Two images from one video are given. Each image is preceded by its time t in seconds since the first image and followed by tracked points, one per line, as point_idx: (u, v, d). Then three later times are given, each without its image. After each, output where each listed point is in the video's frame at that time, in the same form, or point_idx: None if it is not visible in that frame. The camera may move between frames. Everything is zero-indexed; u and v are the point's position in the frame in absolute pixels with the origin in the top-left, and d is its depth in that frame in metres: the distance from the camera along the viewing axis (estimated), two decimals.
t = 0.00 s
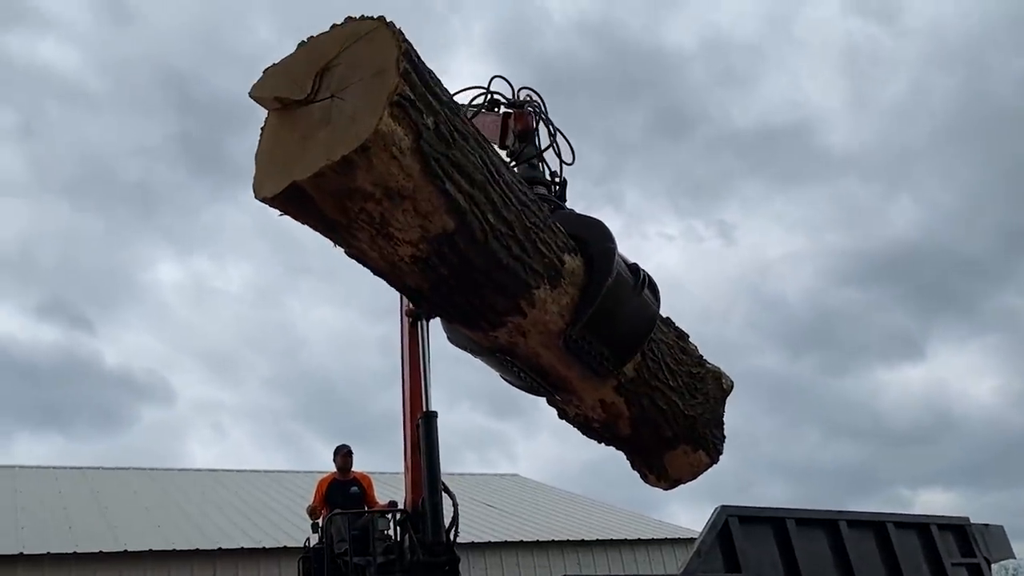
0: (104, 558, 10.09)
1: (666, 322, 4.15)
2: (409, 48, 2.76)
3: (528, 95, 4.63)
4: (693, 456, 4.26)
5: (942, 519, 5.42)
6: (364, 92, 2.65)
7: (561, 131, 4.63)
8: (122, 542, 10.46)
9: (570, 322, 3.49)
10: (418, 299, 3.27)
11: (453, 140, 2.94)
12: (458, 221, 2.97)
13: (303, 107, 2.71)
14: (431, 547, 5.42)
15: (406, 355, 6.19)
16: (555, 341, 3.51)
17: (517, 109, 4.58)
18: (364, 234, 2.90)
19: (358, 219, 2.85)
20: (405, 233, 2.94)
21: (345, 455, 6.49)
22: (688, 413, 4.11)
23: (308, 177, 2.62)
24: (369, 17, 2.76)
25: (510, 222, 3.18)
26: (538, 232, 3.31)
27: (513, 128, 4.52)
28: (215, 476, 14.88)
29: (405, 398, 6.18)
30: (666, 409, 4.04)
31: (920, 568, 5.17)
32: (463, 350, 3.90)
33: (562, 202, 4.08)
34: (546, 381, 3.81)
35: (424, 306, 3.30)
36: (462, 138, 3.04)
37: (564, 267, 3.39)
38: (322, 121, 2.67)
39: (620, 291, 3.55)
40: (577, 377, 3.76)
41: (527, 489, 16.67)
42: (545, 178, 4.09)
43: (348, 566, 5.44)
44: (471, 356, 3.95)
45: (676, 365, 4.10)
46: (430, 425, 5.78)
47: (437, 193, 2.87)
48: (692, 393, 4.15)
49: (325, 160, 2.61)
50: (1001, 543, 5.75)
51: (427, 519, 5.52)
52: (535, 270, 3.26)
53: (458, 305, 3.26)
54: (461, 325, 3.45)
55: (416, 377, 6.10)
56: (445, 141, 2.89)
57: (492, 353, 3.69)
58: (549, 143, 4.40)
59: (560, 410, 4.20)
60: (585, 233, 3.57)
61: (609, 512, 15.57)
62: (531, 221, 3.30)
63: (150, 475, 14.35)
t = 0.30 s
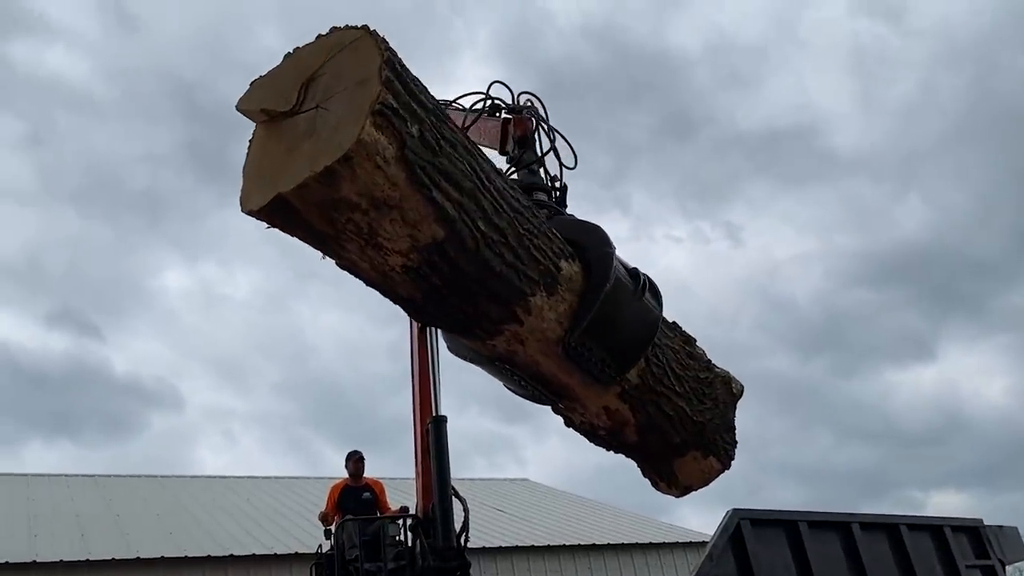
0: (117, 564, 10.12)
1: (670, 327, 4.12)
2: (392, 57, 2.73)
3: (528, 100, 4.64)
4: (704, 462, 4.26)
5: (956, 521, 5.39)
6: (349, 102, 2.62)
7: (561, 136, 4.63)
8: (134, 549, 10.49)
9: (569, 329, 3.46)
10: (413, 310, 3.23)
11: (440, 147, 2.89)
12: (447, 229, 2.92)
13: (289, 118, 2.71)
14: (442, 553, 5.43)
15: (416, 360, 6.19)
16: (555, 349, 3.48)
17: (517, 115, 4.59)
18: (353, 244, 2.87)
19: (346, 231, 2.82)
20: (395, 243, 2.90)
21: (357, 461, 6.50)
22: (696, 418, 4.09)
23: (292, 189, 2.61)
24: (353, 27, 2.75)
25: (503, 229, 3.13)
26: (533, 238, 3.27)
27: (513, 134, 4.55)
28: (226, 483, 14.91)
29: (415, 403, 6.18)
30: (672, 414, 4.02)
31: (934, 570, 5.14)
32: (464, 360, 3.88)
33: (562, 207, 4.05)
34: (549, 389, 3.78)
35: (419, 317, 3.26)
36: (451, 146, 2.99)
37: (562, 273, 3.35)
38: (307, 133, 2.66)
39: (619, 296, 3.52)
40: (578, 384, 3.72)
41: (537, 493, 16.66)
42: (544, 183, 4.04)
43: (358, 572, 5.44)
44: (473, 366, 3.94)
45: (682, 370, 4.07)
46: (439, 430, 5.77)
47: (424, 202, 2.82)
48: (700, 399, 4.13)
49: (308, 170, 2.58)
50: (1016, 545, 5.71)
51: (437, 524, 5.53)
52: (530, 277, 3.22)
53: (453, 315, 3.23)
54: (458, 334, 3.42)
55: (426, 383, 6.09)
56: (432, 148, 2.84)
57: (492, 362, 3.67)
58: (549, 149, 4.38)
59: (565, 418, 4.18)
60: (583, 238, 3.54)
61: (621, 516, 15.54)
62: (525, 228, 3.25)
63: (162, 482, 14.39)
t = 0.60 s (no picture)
0: (128, 565, 10.15)
1: (675, 330, 4.08)
2: (376, 61, 2.69)
3: (530, 101, 4.64)
4: (715, 466, 4.26)
5: (967, 519, 5.37)
6: (332, 108, 2.60)
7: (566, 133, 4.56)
8: (145, 549, 10.52)
9: (567, 333, 3.43)
10: (407, 318, 3.21)
11: (426, 152, 2.85)
12: (437, 234, 2.89)
13: (275, 125, 2.68)
14: (451, 552, 5.52)
15: (424, 359, 6.20)
16: (554, 354, 3.46)
17: (518, 115, 4.59)
18: (342, 252, 2.86)
19: (334, 238, 2.81)
20: (384, 249, 2.87)
21: (368, 461, 6.51)
22: (704, 422, 4.07)
23: (277, 197, 2.60)
24: (338, 32, 2.71)
25: (495, 233, 3.09)
26: (527, 242, 3.24)
27: (513, 136, 4.55)
28: (236, 484, 14.94)
29: (424, 402, 6.19)
30: (679, 418, 3.99)
31: (946, 569, 5.12)
32: (465, 366, 3.88)
33: (563, 209, 3.99)
34: (550, 393, 3.77)
35: (414, 324, 3.25)
36: (440, 151, 2.95)
37: (558, 277, 3.32)
38: (292, 140, 2.63)
39: (619, 299, 3.49)
40: (579, 389, 3.70)
41: (547, 493, 16.65)
42: (546, 185, 3.99)
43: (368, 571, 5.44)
44: (475, 371, 3.94)
45: (688, 373, 4.04)
46: (449, 429, 5.78)
47: (411, 207, 2.79)
48: (707, 402, 4.10)
49: (291, 178, 2.57)
50: None
51: (447, 524, 5.60)
52: (525, 281, 3.19)
53: (448, 321, 3.21)
54: (455, 340, 3.41)
55: (434, 382, 6.10)
56: (418, 152, 2.80)
57: (491, 368, 3.67)
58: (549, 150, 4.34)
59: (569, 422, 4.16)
60: (580, 240, 3.51)
61: (630, 516, 15.52)
62: (520, 232, 3.21)
63: (172, 483, 14.43)
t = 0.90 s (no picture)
0: (138, 561, 10.19)
1: (678, 333, 4.05)
2: (360, 69, 2.71)
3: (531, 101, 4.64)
4: (723, 471, 4.25)
5: (977, 516, 5.36)
6: (317, 119, 2.61)
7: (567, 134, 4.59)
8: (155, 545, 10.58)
9: (564, 339, 3.44)
10: (401, 327, 3.20)
11: (415, 160, 2.84)
12: (426, 242, 2.89)
13: (262, 135, 2.71)
14: (459, 548, 5.51)
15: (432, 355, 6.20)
16: (553, 361, 3.45)
17: (520, 115, 4.59)
18: (331, 262, 2.86)
19: (322, 248, 2.81)
20: (373, 259, 2.87)
21: (377, 458, 6.52)
22: (710, 426, 4.05)
23: (261, 208, 2.61)
24: (326, 40, 2.73)
25: (487, 240, 3.08)
26: (521, 249, 3.23)
27: (513, 136, 4.61)
28: (245, 480, 14.99)
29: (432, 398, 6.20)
30: (684, 423, 3.97)
31: (956, 566, 5.10)
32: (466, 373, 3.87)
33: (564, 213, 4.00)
34: (550, 401, 3.76)
35: (408, 333, 3.25)
36: (431, 159, 2.94)
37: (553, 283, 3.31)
38: (276, 151, 2.65)
39: (617, 305, 3.47)
40: (580, 395, 3.69)
41: (554, 489, 16.65)
42: (548, 187, 3.97)
43: (377, 567, 5.46)
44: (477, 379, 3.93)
45: (694, 378, 4.01)
46: (456, 426, 5.79)
47: (398, 216, 2.78)
48: (713, 406, 4.07)
49: (275, 189, 2.59)
50: None
51: (454, 520, 5.60)
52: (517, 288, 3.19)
53: (442, 330, 3.20)
54: (452, 348, 3.41)
55: (442, 378, 6.10)
56: (406, 161, 2.80)
57: (491, 375, 3.65)
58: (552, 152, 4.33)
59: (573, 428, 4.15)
60: (579, 245, 3.50)
61: (638, 512, 15.52)
62: (514, 238, 3.20)
63: (181, 479, 14.47)
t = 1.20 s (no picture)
0: (147, 555, 10.24)
1: (683, 334, 3.90)
2: (345, 74, 2.57)
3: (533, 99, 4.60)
4: (731, 471, 4.13)
5: (986, 512, 5.34)
6: (301, 126, 2.48)
7: (572, 131, 4.42)
8: (164, 539, 10.63)
9: (562, 345, 3.30)
10: (395, 335, 3.07)
11: (402, 166, 2.71)
12: (416, 250, 2.76)
13: (249, 144, 2.57)
14: (467, 543, 5.53)
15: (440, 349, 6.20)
16: (551, 367, 3.33)
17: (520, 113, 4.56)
18: (319, 271, 2.74)
19: (310, 258, 2.68)
20: (362, 267, 2.75)
21: (386, 453, 6.54)
22: (716, 428, 3.93)
23: (245, 220, 2.48)
24: (311, 44, 2.59)
25: (481, 247, 2.95)
26: (518, 254, 3.09)
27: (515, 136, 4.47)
28: (253, 475, 15.05)
29: (440, 391, 6.20)
30: (689, 426, 3.84)
31: (964, 562, 5.09)
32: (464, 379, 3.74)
33: (565, 213, 4.00)
34: (551, 407, 3.63)
35: (403, 342, 3.12)
36: (419, 164, 2.80)
37: (551, 287, 3.18)
38: (261, 160, 2.52)
39: (616, 310, 3.34)
40: (582, 401, 3.56)
41: (561, 485, 16.68)
42: (548, 188, 3.91)
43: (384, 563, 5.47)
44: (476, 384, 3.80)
45: (700, 379, 3.87)
46: (463, 420, 5.79)
47: (387, 224, 2.65)
48: (719, 408, 3.95)
49: (260, 201, 2.46)
50: None
51: (461, 515, 5.61)
52: (513, 294, 3.06)
53: (437, 340, 3.08)
54: (448, 355, 3.28)
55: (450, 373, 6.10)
56: (393, 167, 2.66)
57: (489, 380, 3.52)
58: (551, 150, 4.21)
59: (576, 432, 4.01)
60: (578, 247, 3.37)
61: (645, 507, 15.53)
62: (509, 244, 3.06)
63: (190, 474, 14.54)
